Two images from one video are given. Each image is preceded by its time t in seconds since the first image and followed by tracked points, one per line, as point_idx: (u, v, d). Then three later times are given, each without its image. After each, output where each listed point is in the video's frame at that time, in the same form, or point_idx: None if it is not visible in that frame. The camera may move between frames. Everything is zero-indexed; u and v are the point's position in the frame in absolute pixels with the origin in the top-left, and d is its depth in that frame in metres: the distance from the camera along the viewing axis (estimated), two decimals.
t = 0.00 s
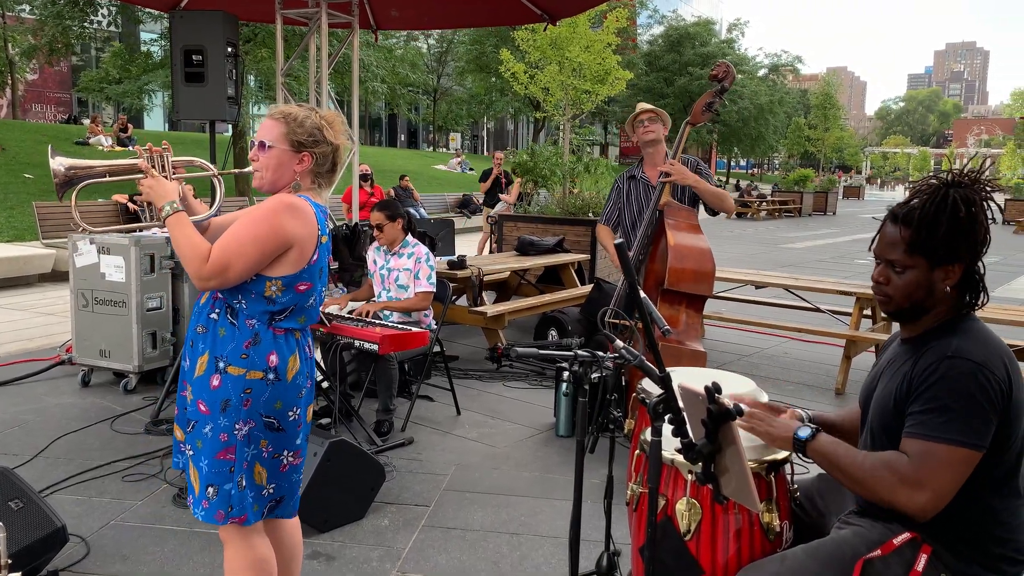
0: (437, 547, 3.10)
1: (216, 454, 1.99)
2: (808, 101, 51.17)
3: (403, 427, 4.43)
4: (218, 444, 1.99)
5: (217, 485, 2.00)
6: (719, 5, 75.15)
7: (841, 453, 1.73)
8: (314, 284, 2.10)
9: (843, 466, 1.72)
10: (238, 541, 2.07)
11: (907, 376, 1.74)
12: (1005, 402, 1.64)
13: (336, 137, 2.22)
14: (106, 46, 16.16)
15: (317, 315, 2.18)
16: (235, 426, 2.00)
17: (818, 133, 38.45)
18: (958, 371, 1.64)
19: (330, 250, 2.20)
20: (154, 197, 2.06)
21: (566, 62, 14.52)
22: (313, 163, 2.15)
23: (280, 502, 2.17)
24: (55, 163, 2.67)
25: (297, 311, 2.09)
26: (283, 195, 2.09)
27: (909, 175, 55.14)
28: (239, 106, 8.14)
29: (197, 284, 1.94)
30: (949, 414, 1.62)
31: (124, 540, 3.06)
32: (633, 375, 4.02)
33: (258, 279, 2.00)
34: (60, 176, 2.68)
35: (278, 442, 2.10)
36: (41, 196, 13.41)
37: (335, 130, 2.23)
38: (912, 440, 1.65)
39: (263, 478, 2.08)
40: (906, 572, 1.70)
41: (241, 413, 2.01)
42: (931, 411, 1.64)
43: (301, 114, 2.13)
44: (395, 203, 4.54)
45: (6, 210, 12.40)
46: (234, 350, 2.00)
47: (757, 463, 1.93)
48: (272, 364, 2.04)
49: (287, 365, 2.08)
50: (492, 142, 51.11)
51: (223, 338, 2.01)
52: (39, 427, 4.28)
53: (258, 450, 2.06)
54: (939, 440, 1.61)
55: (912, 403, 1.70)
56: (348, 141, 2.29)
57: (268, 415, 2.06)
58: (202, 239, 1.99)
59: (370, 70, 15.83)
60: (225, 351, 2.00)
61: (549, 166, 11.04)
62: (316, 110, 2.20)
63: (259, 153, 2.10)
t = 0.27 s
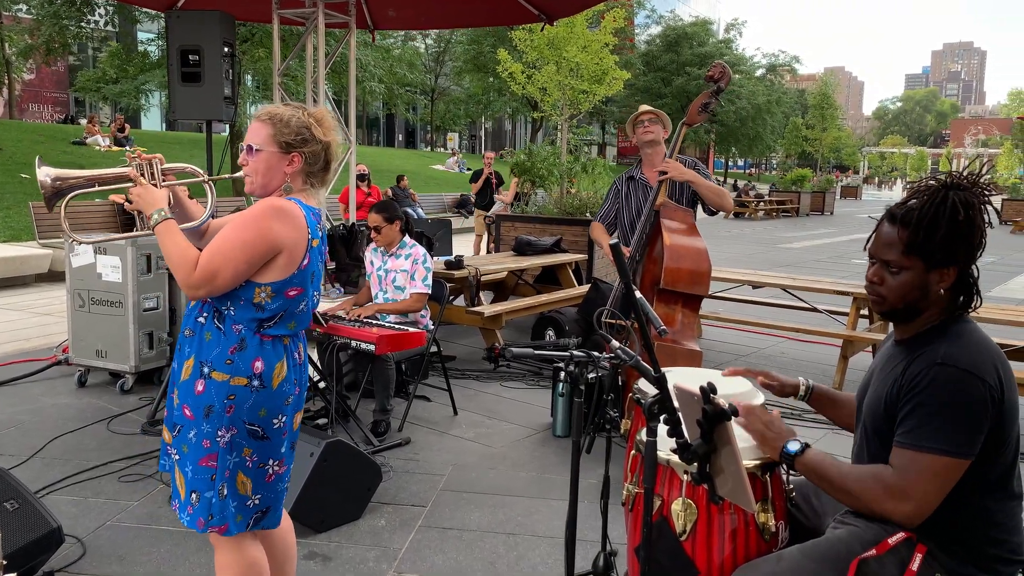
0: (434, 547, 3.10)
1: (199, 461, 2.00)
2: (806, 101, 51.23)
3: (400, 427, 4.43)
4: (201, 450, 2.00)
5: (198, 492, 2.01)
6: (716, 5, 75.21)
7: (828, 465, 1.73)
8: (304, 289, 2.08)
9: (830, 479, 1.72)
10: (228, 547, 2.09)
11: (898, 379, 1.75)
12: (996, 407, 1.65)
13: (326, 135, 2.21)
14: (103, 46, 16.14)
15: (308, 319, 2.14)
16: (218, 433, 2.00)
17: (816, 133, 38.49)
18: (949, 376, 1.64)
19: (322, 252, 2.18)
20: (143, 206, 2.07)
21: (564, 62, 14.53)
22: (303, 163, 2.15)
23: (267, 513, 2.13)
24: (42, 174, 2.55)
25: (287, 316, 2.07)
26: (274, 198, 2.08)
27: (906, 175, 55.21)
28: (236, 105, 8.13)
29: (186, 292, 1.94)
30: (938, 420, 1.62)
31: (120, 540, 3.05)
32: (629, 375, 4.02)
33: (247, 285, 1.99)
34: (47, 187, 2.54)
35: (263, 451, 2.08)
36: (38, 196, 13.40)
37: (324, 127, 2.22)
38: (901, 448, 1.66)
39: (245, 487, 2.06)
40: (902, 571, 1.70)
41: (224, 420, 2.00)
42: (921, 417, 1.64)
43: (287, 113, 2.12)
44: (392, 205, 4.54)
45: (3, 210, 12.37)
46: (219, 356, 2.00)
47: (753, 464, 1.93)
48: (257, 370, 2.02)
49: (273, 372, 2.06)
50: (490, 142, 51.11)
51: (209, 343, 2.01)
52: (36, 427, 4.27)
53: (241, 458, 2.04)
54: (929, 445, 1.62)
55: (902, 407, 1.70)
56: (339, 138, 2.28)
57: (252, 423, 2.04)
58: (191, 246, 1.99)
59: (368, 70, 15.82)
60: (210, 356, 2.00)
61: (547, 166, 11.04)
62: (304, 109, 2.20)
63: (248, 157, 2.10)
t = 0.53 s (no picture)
0: (430, 547, 3.10)
1: (186, 466, 2.00)
2: (803, 101, 51.28)
3: (397, 427, 4.43)
4: (188, 455, 2.00)
5: (184, 498, 2.01)
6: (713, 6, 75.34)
7: (830, 450, 1.74)
8: (293, 290, 2.08)
9: (833, 463, 1.74)
10: (222, 551, 2.09)
11: (895, 376, 1.75)
12: (989, 408, 1.65)
13: (318, 134, 2.21)
14: (100, 45, 16.12)
15: (297, 323, 2.15)
16: (204, 438, 1.99)
17: (813, 133, 38.51)
18: (947, 373, 1.64)
19: (310, 254, 2.18)
20: (128, 202, 2.06)
21: (561, 62, 14.53)
22: (293, 162, 2.15)
23: (260, 522, 2.13)
24: (25, 169, 2.47)
25: (275, 319, 2.07)
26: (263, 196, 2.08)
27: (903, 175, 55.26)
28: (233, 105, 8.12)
29: (169, 290, 1.93)
30: (933, 418, 1.62)
31: (115, 541, 3.05)
32: (625, 374, 4.02)
33: (233, 287, 1.98)
34: (31, 185, 2.48)
35: (251, 456, 2.08)
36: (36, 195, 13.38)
37: (317, 126, 2.22)
38: (899, 443, 1.65)
39: (232, 493, 2.06)
40: (897, 571, 1.71)
41: (211, 425, 1.99)
42: (916, 415, 1.65)
43: (278, 110, 2.12)
44: (390, 203, 4.55)
45: None
46: (206, 360, 2.00)
47: (748, 463, 1.93)
48: (245, 374, 2.02)
49: (261, 376, 2.05)
50: (487, 142, 51.10)
51: (197, 346, 2.01)
52: (32, 428, 4.26)
53: (228, 464, 2.04)
54: (925, 442, 1.62)
55: (898, 404, 1.70)
56: (333, 139, 2.29)
57: (239, 428, 2.04)
58: (175, 245, 1.98)
59: (365, 70, 15.81)
60: (198, 360, 2.00)
61: (544, 166, 11.04)
62: (296, 106, 2.20)
63: (238, 153, 2.10)
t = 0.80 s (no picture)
0: (429, 547, 3.10)
1: (178, 465, 2.00)
2: (801, 101, 51.32)
3: (396, 427, 4.42)
4: (180, 455, 2.00)
5: (177, 497, 2.01)
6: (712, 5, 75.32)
7: (822, 445, 1.73)
8: (280, 289, 2.06)
9: (826, 459, 1.72)
10: (223, 553, 2.10)
11: (900, 371, 1.75)
12: (991, 405, 1.66)
13: (325, 139, 2.21)
14: (98, 45, 16.10)
15: (287, 321, 2.13)
16: (196, 437, 1.99)
17: (811, 133, 38.55)
18: (953, 369, 1.64)
19: (303, 252, 2.17)
20: (122, 177, 2.08)
21: (559, 62, 14.53)
22: (294, 162, 2.15)
23: (260, 524, 2.12)
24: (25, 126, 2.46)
25: (264, 317, 2.06)
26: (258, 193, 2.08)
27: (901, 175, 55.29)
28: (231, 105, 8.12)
29: (151, 273, 1.94)
30: (936, 412, 1.63)
31: (114, 540, 3.05)
32: (624, 374, 4.02)
33: (218, 281, 1.98)
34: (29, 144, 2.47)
35: (247, 456, 2.07)
36: (34, 195, 13.37)
37: (324, 130, 2.22)
38: (899, 437, 1.66)
39: (228, 493, 2.05)
40: (896, 570, 1.71)
41: (202, 423, 1.99)
42: (920, 409, 1.65)
43: (286, 108, 2.13)
44: (386, 204, 4.53)
45: None
46: (197, 357, 2.00)
47: (746, 462, 1.94)
48: (235, 372, 2.02)
49: (252, 374, 2.04)
50: (485, 142, 51.08)
51: (188, 344, 2.02)
52: (30, 428, 4.26)
53: (223, 463, 2.04)
54: (927, 436, 1.62)
55: (902, 398, 1.71)
56: (338, 143, 2.28)
57: (232, 427, 2.03)
58: (163, 228, 1.99)
59: (363, 70, 15.80)
60: (189, 358, 2.01)
61: (543, 166, 11.04)
62: (306, 107, 2.20)
63: (239, 146, 2.10)
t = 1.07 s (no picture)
0: (428, 546, 3.11)
1: (172, 463, 2.00)
2: (799, 101, 51.36)
3: (395, 427, 4.43)
4: (175, 453, 2.00)
5: (170, 495, 2.01)
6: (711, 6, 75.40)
7: (830, 453, 1.75)
8: (284, 296, 2.08)
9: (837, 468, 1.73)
10: (218, 551, 2.09)
11: (901, 373, 1.76)
12: (994, 404, 1.66)
13: (329, 144, 2.21)
14: (96, 45, 16.09)
15: (288, 326, 2.15)
16: (193, 436, 2.00)
17: (809, 133, 38.61)
18: (952, 370, 1.65)
19: (307, 259, 2.17)
20: (129, 188, 2.06)
21: (558, 62, 14.54)
22: (298, 168, 2.15)
23: (253, 527, 2.12)
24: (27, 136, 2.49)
25: (265, 322, 2.07)
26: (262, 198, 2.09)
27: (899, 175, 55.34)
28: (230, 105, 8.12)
29: (159, 284, 1.93)
30: (941, 413, 1.63)
31: (113, 540, 3.05)
32: (624, 374, 4.03)
33: (224, 287, 1.99)
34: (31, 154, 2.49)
35: (243, 458, 2.07)
36: (31, 195, 13.35)
37: (327, 135, 2.22)
38: (903, 438, 1.66)
39: (225, 496, 2.05)
40: (894, 569, 1.71)
41: (199, 423, 2.00)
42: (923, 410, 1.65)
43: (290, 114, 2.12)
44: (388, 203, 4.55)
45: None
46: (196, 357, 2.00)
47: (746, 462, 1.94)
48: (234, 374, 2.02)
49: (250, 376, 2.06)
50: (484, 142, 51.09)
51: (187, 344, 2.02)
52: (29, 427, 4.26)
53: (220, 465, 2.04)
54: (931, 437, 1.62)
55: (904, 399, 1.71)
56: (342, 150, 2.29)
57: (229, 429, 2.04)
58: (170, 238, 1.98)
59: (361, 70, 15.78)
60: (188, 358, 2.01)
61: (541, 166, 11.05)
62: (311, 113, 2.19)
63: (243, 152, 2.10)
